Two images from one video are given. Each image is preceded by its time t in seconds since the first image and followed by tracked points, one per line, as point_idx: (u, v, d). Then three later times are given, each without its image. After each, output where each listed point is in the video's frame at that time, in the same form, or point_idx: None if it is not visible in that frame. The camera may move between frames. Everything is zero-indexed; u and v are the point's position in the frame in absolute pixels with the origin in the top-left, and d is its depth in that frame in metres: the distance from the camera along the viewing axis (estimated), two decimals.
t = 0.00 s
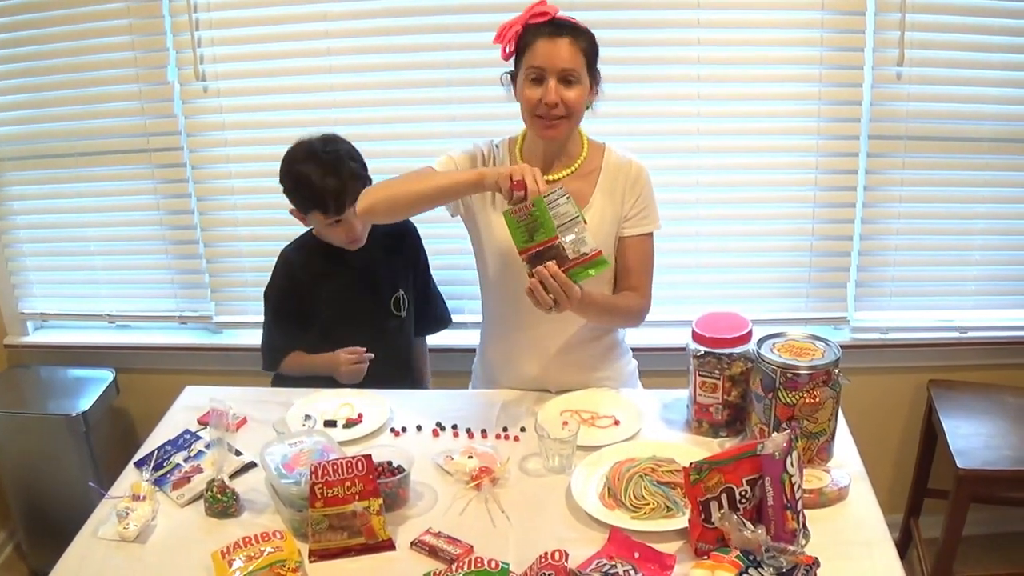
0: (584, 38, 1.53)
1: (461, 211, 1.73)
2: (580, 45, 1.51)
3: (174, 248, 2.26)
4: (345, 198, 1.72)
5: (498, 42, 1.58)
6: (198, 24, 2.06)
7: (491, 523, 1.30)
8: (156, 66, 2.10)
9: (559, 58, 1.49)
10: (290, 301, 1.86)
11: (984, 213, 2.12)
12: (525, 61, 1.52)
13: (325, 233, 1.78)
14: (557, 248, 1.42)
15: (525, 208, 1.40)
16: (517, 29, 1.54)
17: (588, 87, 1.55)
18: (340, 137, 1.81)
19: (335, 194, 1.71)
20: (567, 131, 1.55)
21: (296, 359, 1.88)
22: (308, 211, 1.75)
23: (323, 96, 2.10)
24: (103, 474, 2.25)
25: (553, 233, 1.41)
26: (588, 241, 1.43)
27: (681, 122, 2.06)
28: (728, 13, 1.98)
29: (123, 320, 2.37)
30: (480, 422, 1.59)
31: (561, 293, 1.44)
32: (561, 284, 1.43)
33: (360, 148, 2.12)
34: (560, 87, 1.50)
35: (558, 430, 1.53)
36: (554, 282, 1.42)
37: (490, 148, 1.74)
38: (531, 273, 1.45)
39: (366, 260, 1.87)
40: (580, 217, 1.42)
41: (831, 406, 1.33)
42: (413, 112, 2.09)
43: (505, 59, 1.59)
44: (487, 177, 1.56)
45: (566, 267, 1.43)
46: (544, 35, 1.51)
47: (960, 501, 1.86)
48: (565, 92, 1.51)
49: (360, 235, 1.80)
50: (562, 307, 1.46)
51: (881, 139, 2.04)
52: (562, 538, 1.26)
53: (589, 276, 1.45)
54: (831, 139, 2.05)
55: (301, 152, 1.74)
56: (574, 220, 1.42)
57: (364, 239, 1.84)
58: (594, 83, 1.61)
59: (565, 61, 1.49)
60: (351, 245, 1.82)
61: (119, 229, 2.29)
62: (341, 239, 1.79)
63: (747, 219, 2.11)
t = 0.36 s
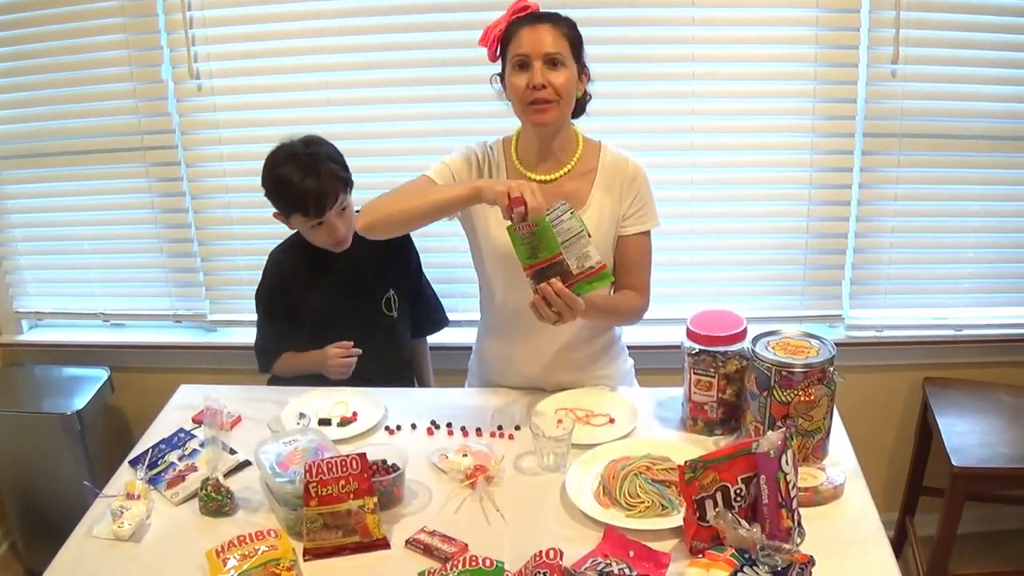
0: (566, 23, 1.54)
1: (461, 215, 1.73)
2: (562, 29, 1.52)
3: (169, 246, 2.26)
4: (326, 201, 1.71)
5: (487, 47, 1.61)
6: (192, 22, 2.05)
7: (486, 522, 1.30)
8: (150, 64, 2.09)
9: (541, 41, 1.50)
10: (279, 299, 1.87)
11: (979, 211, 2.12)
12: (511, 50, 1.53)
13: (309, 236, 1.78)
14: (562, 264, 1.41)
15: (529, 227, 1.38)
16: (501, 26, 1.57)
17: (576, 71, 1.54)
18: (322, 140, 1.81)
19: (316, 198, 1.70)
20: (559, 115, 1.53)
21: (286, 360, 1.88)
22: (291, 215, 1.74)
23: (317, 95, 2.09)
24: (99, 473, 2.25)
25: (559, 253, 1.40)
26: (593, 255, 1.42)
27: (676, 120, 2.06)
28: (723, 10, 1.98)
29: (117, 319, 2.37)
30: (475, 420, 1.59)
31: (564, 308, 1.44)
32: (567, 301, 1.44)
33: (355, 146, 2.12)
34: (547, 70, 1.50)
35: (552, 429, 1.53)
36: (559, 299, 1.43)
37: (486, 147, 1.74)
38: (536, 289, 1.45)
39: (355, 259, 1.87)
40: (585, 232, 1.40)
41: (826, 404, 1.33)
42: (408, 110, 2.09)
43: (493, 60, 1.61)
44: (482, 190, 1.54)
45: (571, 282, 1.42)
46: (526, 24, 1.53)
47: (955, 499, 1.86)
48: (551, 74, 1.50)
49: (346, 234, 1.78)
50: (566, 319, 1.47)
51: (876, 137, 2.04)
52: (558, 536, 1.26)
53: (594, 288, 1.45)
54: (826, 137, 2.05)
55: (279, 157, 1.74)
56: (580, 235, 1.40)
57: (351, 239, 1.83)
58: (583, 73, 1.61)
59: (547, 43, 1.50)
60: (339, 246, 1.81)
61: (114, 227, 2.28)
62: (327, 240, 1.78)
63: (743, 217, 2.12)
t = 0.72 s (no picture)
0: (566, 24, 1.53)
1: (462, 212, 1.73)
2: (563, 32, 1.51)
3: (170, 244, 2.26)
4: (319, 172, 1.72)
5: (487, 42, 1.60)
6: (193, 20, 2.05)
7: (487, 520, 1.30)
8: (151, 62, 2.09)
9: (541, 46, 1.49)
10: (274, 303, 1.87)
11: (981, 209, 2.12)
12: (511, 52, 1.52)
13: (305, 217, 1.77)
14: (562, 268, 1.41)
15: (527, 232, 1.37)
16: (501, 25, 1.56)
17: (576, 74, 1.54)
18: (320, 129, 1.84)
19: (310, 166, 1.72)
20: (559, 120, 1.54)
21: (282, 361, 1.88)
22: (286, 194, 1.75)
23: (318, 92, 2.09)
24: (100, 471, 2.25)
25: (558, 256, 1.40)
26: (592, 260, 1.41)
27: (677, 118, 2.05)
28: (725, 8, 1.97)
29: (118, 316, 2.37)
30: (475, 419, 1.58)
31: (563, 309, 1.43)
32: (568, 305, 1.42)
33: (356, 144, 2.12)
34: (547, 75, 1.50)
35: (555, 427, 1.52)
36: (557, 301, 1.42)
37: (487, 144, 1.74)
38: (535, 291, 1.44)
39: (349, 259, 1.87)
40: (584, 236, 1.41)
41: (828, 402, 1.33)
42: (408, 108, 2.08)
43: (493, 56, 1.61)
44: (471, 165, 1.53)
45: (569, 285, 1.42)
46: (526, 27, 1.52)
47: (957, 498, 1.86)
48: (551, 79, 1.50)
49: (343, 211, 1.77)
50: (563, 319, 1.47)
51: (878, 135, 2.04)
52: (559, 535, 1.26)
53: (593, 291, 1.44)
54: (828, 135, 2.05)
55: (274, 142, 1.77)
56: (579, 240, 1.41)
57: (350, 222, 1.82)
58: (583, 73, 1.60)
59: (547, 48, 1.49)
60: (338, 228, 1.80)
61: (116, 225, 2.28)
62: (323, 218, 1.76)
63: (744, 215, 2.11)
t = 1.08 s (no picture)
0: (565, 28, 1.51)
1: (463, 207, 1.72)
2: (560, 37, 1.50)
3: (173, 242, 2.26)
4: (348, 158, 1.75)
5: (488, 39, 1.60)
6: (196, 17, 2.05)
7: (490, 518, 1.30)
8: (154, 59, 2.09)
9: (536, 53, 1.49)
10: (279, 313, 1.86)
11: (984, 208, 2.12)
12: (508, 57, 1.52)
13: (333, 205, 1.78)
14: (560, 268, 1.41)
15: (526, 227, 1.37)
16: (501, 25, 1.55)
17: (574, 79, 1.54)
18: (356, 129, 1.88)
19: (338, 151, 1.75)
20: (554, 126, 1.54)
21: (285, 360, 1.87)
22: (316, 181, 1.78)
23: (320, 91, 2.09)
24: (102, 469, 2.25)
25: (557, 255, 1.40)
26: (591, 260, 1.40)
27: (680, 116, 2.05)
28: (728, 6, 1.97)
29: (120, 314, 2.37)
30: (478, 417, 1.58)
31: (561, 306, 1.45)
32: (564, 304, 1.44)
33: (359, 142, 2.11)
34: (541, 83, 1.50)
35: (557, 425, 1.52)
36: (554, 299, 1.44)
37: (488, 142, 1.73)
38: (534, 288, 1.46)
39: (363, 264, 1.87)
40: (584, 235, 1.38)
41: (832, 401, 1.32)
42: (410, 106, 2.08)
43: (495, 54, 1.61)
44: (448, 140, 1.53)
45: (568, 284, 1.43)
46: (523, 31, 1.51)
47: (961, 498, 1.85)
48: (545, 87, 1.50)
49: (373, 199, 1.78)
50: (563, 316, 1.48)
51: (882, 133, 2.03)
52: (562, 534, 1.26)
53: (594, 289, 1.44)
54: (831, 134, 2.05)
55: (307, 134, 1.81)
56: (580, 238, 1.38)
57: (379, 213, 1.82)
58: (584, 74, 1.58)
59: (541, 55, 1.48)
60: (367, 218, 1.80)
61: (118, 222, 2.28)
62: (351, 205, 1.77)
63: (747, 214, 2.11)
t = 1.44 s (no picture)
0: (560, 25, 1.51)
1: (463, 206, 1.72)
2: (554, 33, 1.50)
3: (172, 241, 2.26)
4: (358, 142, 1.76)
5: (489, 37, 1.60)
6: (196, 16, 2.05)
7: (490, 518, 1.30)
8: (153, 58, 2.09)
9: (528, 49, 1.49)
10: (287, 311, 1.88)
11: (983, 207, 2.12)
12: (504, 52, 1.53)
13: (342, 190, 1.78)
14: (548, 269, 1.41)
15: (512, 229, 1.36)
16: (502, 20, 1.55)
17: (569, 75, 1.53)
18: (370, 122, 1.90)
19: (349, 135, 1.76)
20: (548, 122, 1.54)
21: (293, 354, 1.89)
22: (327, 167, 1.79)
23: (320, 89, 2.08)
24: (101, 469, 2.25)
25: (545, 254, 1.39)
26: (580, 260, 1.39)
27: (680, 115, 2.04)
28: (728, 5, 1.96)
29: (120, 313, 2.36)
30: (478, 416, 1.58)
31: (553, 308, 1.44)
32: (555, 305, 1.44)
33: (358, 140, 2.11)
34: (533, 77, 1.50)
35: (557, 424, 1.52)
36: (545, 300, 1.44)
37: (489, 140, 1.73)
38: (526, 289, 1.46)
39: (370, 257, 1.86)
40: (572, 236, 1.37)
41: (832, 400, 1.32)
42: (410, 105, 2.07)
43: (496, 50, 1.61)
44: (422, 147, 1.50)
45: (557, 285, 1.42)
46: (519, 26, 1.51)
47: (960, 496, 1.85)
48: (537, 81, 1.50)
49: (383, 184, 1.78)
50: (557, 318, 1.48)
51: (882, 132, 2.03)
52: (562, 533, 1.26)
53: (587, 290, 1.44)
54: (831, 133, 2.04)
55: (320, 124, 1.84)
56: (567, 239, 1.37)
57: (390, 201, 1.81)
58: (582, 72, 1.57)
59: (532, 51, 1.49)
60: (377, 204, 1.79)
61: (118, 221, 2.28)
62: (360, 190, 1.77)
63: (747, 213, 2.11)
